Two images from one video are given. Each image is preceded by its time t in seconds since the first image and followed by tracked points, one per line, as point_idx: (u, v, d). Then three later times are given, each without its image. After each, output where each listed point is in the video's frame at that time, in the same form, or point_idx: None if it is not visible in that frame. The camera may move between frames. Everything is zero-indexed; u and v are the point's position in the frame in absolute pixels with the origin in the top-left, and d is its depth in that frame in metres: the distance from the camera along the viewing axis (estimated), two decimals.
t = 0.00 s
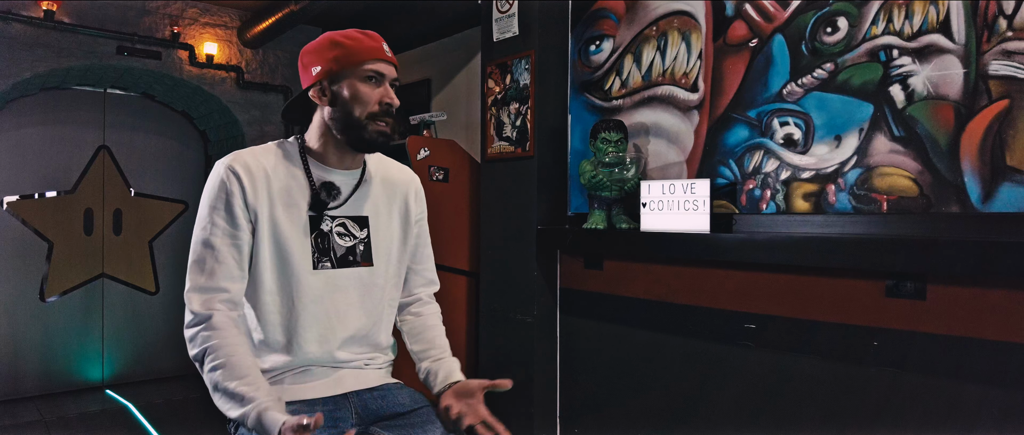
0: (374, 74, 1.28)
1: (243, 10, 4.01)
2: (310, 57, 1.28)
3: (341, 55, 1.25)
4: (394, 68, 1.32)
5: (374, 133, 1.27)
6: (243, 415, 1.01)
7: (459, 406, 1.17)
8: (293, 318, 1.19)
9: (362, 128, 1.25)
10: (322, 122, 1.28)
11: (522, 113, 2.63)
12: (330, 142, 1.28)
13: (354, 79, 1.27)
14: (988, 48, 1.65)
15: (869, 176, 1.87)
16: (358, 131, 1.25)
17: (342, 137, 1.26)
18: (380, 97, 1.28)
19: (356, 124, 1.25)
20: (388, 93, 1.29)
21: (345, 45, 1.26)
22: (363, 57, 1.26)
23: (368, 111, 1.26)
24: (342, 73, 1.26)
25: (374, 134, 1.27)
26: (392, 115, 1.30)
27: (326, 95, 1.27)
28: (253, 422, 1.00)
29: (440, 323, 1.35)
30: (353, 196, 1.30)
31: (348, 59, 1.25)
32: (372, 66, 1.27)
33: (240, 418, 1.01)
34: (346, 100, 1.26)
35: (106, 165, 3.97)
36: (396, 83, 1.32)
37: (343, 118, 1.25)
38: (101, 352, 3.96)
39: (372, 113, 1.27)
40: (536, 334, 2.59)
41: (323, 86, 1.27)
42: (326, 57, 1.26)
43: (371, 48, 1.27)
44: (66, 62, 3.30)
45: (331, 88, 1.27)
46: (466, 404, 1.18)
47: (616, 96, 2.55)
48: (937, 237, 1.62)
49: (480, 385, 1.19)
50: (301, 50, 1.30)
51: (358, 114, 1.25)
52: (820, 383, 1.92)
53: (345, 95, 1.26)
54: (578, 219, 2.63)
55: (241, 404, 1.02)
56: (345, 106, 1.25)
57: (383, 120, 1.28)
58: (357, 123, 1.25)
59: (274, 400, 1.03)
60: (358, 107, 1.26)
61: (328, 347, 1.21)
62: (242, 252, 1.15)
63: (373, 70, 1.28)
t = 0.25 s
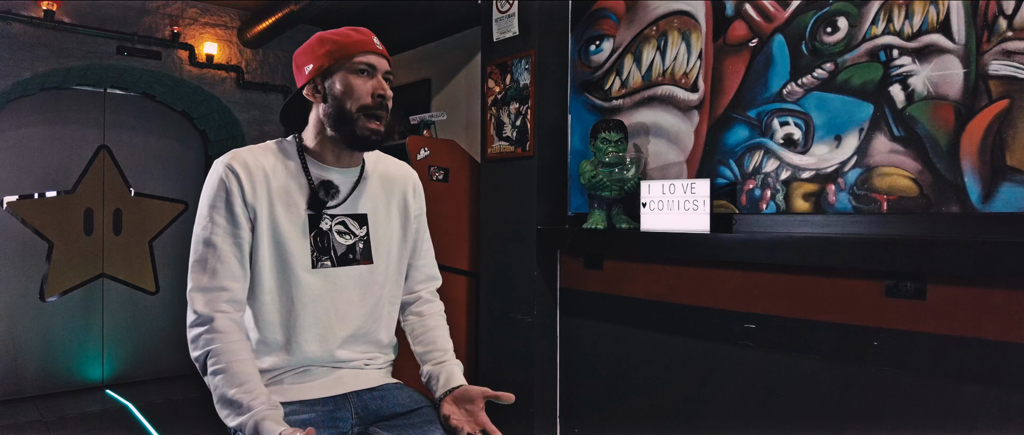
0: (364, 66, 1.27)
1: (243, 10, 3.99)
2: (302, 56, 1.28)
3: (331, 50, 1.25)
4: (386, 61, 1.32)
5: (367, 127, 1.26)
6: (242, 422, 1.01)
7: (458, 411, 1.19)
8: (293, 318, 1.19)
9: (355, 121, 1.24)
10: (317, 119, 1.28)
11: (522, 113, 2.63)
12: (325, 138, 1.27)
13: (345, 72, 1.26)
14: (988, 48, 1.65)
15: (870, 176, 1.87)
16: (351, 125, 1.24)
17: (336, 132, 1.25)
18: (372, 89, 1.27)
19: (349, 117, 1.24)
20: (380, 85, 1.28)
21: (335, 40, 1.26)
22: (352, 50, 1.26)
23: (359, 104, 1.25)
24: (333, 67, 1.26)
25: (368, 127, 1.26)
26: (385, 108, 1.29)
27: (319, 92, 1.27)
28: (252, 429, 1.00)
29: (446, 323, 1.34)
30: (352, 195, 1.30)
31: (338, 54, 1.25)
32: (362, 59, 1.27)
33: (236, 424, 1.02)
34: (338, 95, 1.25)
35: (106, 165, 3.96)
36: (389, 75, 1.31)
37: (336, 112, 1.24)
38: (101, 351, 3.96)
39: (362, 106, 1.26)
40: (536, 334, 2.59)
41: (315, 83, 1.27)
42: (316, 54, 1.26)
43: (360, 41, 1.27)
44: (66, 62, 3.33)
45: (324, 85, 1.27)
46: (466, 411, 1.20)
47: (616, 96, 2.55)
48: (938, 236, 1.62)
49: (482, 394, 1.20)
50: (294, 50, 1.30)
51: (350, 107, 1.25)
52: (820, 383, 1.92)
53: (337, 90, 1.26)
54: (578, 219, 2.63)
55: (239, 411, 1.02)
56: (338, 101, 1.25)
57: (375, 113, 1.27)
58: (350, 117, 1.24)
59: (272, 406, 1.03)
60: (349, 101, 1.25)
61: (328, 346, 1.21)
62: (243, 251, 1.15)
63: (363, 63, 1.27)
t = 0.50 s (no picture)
0: (361, 64, 1.29)
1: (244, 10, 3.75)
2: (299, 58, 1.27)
3: (329, 50, 1.26)
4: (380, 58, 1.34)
5: (370, 124, 1.30)
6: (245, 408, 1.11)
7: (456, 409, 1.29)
8: (292, 310, 1.22)
9: (357, 119, 1.29)
10: (317, 119, 1.27)
11: (522, 113, 2.63)
12: (326, 137, 1.28)
13: (344, 71, 1.28)
14: (988, 48, 1.65)
15: (869, 176, 1.87)
16: (354, 124, 1.28)
17: (337, 130, 1.28)
18: (371, 87, 1.30)
19: (350, 115, 1.28)
20: (378, 82, 1.32)
21: (332, 41, 1.27)
22: (350, 49, 1.27)
23: (361, 103, 1.29)
24: (332, 67, 1.27)
25: (370, 124, 1.30)
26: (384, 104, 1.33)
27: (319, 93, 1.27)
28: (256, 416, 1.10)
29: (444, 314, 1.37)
30: (353, 192, 1.32)
31: (337, 54, 1.26)
32: (359, 57, 1.29)
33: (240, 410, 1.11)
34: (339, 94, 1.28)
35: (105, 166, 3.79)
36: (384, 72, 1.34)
37: (337, 111, 1.27)
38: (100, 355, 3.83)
39: (364, 104, 1.30)
40: (536, 334, 2.59)
41: (314, 84, 1.27)
42: (315, 55, 1.26)
43: (357, 39, 1.29)
44: (66, 62, 3.06)
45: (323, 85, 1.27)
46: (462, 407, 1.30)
47: (616, 96, 2.55)
48: (938, 236, 1.62)
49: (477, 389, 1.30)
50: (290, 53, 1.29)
51: (352, 105, 1.28)
52: (820, 382, 1.92)
53: (337, 90, 1.28)
54: (579, 219, 2.64)
55: (242, 398, 1.11)
56: (338, 100, 1.28)
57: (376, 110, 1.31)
58: (353, 115, 1.28)
59: (274, 395, 1.13)
60: (350, 100, 1.28)
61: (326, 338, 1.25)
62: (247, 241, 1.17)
63: (361, 61, 1.29)
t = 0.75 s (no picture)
0: (362, 61, 1.25)
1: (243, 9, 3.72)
2: (296, 56, 1.23)
3: (330, 47, 1.22)
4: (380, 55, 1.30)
5: (374, 121, 1.25)
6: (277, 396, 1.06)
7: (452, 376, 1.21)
8: (297, 306, 1.20)
9: (363, 118, 1.24)
10: (319, 118, 1.24)
11: (522, 113, 2.63)
12: (330, 135, 1.24)
13: (344, 68, 1.23)
14: (988, 48, 1.65)
15: (869, 176, 1.87)
16: (359, 120, 1.24)
17: (342, 128, 1.24)
18: (374, 84, 1.26)
19: (356, 114, 1.23)
20: (381, 79, 1.27)
21: (330, 38, 1.22)
22: (351, 45, 1.23)
23: (366, 100, 1.25)
24: (333, 64, 1.22)
25: (375, 121, 1.25)
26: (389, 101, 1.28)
27: (320, 91, 1.23)
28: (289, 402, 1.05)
29: (441, 301, 1.37)
30: (356, 187, 1.28)
31: (337, 51, 1.22)
32: (360, 54, 1.24)
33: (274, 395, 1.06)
34: (341, 92, 1.23)
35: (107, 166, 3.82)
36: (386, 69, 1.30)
37: (341, 109, 1.23)
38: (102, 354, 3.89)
39: (370, 102, 1.25)
40: (536, 334, 2.59)
41: (314, 82, 1.23)
42: (313, 52, 1.22)
43: (356, 37, 1.24)
44: (66, 62, 2.85)
45: (324, 83, 1.23)
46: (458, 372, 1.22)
47: (616, 96, 2.55)
48: (937, 236, 1.63)
49: (469, 352, 1.21)
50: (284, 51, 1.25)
51: (357, 103, 1.24)
52: (820, 383, 1.92)
53: (339, 88, 1.23)
54: (578, 219, 2.63)
55: (274, 383, 1.07)
56: (341, 98, 1.23)
57: (380, 107, 1.26)
58: (358, 112, 1.24)
59: (305, 377, 1.07)
60: (353, 97, 1.24)
61: (331, 335, 1.23)
62: (252, 239, 1.15)
63: (362, 58, 1.25)
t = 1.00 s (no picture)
0: (367, 62, 1.25)
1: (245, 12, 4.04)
2: (298, 55, 1.24)
3: (335, 47, 1.22)
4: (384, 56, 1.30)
5: (380, 122, 1.26)
6: (277, 385, 1.00)
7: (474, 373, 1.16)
8: (299, 305, 1.19)
9: (366, 119, 1.24)
10: (322, 118, 1.24)
11: (522, 113, 2.63)
12: (332, 134, 1.24)
13: (347, 69, 1.23)
14: (988, 48, 1.65)
15: (870, 176, 1.87)
16: (365, 122, 1.24)
17: (345, 129, 1.24)
18: (378, 85, 1.26)
19: (360, 115, 1.23)
20: (385, 80, 1.28)
21: (333, 37, 1.22)
22: (356, 46, 1.23)
23: (371, 101, 1.24)
24: (335, 64, 1.22)
25: (380, 122, 1.26)
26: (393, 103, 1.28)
27: (323, 90, 1.23)
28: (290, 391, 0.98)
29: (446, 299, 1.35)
30: (358, 187, 1.29)
31: (339, 50, 1.22)
32: (365, 54, 1.25)
33: (274, 388, 1.00)
34: (345, 92, 1.23)
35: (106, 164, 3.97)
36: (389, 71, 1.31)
37: (344, 110, 1.23)
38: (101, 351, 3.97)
39: (375, 104, 1.25)
40: (536, 334, 2.59)
41: (318, 81, 1.23)
42: (316, 52, 1.22)
43: (361, 37, 1.25)
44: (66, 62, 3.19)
45: (328, 83, 1.23)
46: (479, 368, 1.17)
47: (616, 96, 2.55)
48: (937, 236, 1.63)
49: (489, 348, 1.17)
50: (287, 50, 1.26)
51: (360, 104, 1.23)
52: (820, 383, 1.92)
53: (344, 88, 1.23)
54: (578, 219, 2.63)
55: (272, 375, 1.01)
56: (344, 98, 1.23)
57: (385, 108, 1.26)
58: (363, 113, 1.23)
59: (308, 365, 1.01)
60: (358, 98, 1.23)
61: (333, 336, 1.22)
62: (254, 238, 1.14)
63: (367, 59, 1.25)
